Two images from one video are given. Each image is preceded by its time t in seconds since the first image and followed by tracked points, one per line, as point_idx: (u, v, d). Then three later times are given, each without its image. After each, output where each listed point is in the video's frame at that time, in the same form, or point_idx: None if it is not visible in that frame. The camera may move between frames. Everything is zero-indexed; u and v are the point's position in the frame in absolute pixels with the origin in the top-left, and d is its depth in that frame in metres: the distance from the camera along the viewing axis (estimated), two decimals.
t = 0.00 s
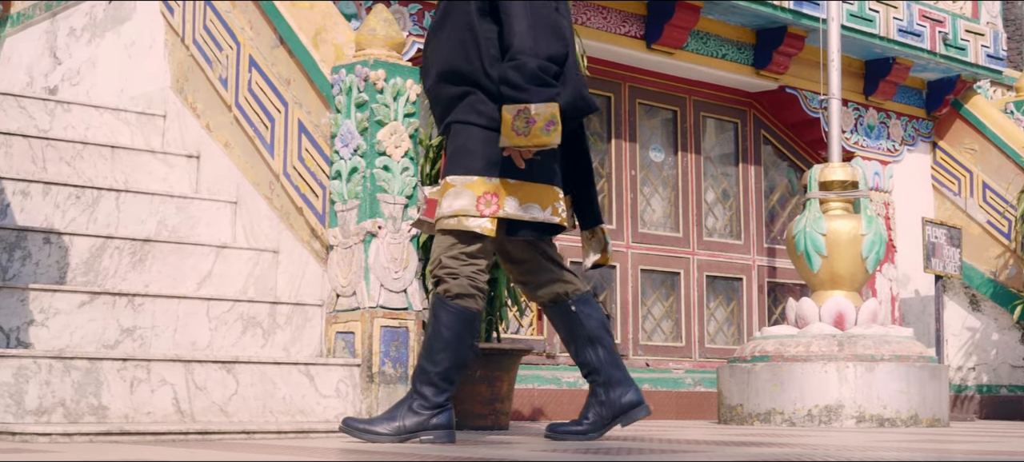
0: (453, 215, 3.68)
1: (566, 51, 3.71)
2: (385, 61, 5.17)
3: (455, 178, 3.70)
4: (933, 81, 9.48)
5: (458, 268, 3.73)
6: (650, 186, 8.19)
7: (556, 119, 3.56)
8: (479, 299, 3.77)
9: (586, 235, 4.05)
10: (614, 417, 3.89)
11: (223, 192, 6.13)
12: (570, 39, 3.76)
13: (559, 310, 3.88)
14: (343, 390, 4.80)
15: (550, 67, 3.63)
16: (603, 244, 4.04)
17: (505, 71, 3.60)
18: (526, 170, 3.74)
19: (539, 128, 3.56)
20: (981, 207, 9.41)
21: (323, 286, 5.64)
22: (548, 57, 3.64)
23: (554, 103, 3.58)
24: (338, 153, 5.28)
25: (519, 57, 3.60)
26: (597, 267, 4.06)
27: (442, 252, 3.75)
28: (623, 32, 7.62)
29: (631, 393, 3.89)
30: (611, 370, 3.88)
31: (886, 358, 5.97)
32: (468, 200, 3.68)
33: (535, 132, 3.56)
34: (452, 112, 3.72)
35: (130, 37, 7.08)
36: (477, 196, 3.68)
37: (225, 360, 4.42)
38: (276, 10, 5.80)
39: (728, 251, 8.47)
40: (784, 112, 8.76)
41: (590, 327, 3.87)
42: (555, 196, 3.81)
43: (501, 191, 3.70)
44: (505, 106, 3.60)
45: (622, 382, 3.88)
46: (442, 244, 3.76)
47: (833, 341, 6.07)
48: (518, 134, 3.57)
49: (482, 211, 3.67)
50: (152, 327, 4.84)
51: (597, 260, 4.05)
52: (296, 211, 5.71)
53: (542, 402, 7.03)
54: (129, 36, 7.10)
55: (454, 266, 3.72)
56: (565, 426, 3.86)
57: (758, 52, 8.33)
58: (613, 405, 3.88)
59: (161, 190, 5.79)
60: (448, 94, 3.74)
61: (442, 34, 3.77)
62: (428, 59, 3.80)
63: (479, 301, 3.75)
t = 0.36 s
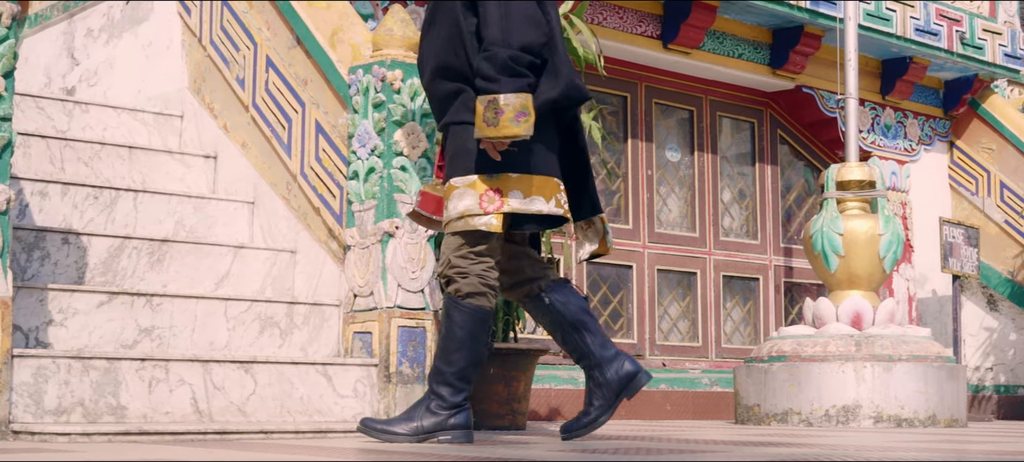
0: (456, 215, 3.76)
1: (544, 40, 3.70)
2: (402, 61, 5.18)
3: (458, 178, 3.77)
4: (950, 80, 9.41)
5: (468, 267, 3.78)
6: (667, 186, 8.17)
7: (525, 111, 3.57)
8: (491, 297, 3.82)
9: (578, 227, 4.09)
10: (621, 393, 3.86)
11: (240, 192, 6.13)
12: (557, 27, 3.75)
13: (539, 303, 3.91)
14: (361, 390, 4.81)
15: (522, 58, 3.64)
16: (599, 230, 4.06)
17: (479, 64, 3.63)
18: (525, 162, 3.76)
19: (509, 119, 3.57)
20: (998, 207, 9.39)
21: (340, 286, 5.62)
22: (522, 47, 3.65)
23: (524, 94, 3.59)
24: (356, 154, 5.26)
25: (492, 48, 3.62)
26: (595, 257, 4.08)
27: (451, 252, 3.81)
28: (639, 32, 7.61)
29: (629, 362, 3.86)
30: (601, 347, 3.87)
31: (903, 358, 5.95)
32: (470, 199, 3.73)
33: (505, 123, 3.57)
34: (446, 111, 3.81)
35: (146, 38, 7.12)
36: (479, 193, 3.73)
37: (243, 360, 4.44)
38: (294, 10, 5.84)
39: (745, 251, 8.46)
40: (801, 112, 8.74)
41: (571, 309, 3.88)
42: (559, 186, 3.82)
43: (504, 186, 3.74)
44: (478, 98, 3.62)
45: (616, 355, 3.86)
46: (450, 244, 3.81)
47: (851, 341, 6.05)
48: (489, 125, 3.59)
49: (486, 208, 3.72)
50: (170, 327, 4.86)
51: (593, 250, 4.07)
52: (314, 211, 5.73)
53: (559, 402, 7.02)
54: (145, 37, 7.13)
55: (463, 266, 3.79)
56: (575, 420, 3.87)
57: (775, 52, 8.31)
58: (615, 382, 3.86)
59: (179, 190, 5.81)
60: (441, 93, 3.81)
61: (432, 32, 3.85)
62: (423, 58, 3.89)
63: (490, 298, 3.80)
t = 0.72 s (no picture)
0: (459, 215, 3.86)
1: (519, 34, 3.74)
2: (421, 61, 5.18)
3: (459, 177, 3.89)
4: (970, 79, 9.36)
5: (474, 266, 3.86)
6: (684, 185, 8.15)
7: (486, 105, 3.65)
8: (500, 294, 3.90)
9: (573, 225, 4.36)
10: (604, 377, 4.06)
11: (259, 192, 6.13)
12: (544, 24, 3.88)
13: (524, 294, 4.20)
14: (379, 390, 4.81)
15: (491, 52, 3.69)
16: (593, 227, 4.32)
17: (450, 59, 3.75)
18: (522, 155, 3.85)
19: (469, 113, 3.65)
20: (1018, 207, 9.44)
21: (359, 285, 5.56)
22: (494, 41, 3.70)
23: (485, 88, 3.66)
24: (374, 153, 5.25)
25: (460, 43, 3.71)
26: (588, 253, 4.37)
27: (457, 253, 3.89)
28: (657, 31, 7.59)
29: (611, 347, 4.05)
30: (581, 335, 4.09)
31: (923, 358, 5.92)
32: (470, 198, 3.85)
33: (465, 117, 3.65)
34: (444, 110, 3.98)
35: (166, 38, 7.12)
36: (478, 191, 3.84)
37: (263, 358, 4.44)
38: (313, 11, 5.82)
39: (763, 250, 8.43)
40: (819, 111, 8.71)
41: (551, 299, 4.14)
42: (561, 179, 3.88)
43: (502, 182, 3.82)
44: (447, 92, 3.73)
45: (596, 342, 4.07)
46: (456, 245, 3.89)
47: (870, 341, 6.03)
48: (451, 118, 3.69)
49: (485, 206, 3.82)
50: (189, 326, 4.87)
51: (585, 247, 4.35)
52: (332, 211, 5.73)
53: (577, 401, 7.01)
54: (164, 36, 7.13)
55: (470, 265, 3.86)
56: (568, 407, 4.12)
57: (793, 51, 8.28)
58: (597, 368, 4.06)
59: (198, 190, 5.82)
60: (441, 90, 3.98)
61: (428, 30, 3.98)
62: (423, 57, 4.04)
63: (500, 294, 3.88)
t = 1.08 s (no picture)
0: (465, 215, 3.88)
1: (495, 31, 3.74)
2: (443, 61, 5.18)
3: (463, 177, 3.91)
4: (990, 78, 9.30)
5: (483, 266, 3.89)
6: (704, 185, 8.13)
7: (443, 97, 3.73)
8: (512, 291, 3.93)
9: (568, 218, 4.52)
10: (567, 387, 4.34)
11: (279, 191, 6.14)
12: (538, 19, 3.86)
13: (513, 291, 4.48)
14: (400, 389, 4.80)
15: (459, 46, 3.73)
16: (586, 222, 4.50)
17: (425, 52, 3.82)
18: (523, 154, 3.84)
19: (427, 103, 3.74)
20: None
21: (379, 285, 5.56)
22: (464, 36, 3.73)
23: (446, 81, 3.74)
24: (394, 152, 5.25)
25: (433, 37, 3.77)
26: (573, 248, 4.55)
27: (465, 254, 3.91)
28: (676, 31, 7.58)
29: (580, 360, 4.32)
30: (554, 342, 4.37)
31: (944, 357, 5.89)
32: (473, 197, 3.86)
33: (424, 107, 3.75)
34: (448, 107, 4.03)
35: (186, 38, 7.14)
36: (480, 190, 3.85)
37: (284, 358, 4.45)
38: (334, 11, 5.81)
39: (783, 250, 8.39)
40: (839, 111, 8.69)
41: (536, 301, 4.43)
42: (566, 174, 3.90)
43: (503, 180, 3.83)
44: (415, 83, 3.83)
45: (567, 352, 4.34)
46: (464, 245, 3.91)
47: (891, 340, 6.00)
48: (411, 106, 3.79)
49: (486, 204, 3.83)
50: (210, 326, 4.88)
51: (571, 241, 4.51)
52: (351, 211, 5.73)
53: (597, 401, 7.00)
54: (185, 37, 7.15)
55: (480, 265, 3.88)
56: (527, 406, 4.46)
57: (813, 50, 8.25)
58: (563, 376, 4.34)
59: (219, 190, 5.83)
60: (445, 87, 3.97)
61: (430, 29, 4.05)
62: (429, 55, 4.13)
63: (511, 291, 3.90)
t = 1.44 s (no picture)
0: (471, 215, 3.87)
1: (473, 26, 3.73)
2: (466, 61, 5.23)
3: (467, 176, 3.91)
4: (1012, 76, 9.24)
5: (495, 266, 3.86)
6: (724, 184, 8.10)
7: (409, 89, 3.71)
8: (525, 289, 3.90)
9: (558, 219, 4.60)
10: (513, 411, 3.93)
11: (299, 192, 6.14)
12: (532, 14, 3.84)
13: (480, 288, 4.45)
14: (421, 389, 4.78)
15: (434, 42, 3.71)
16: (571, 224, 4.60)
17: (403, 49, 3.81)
18: (525, 152, 3.83)
19: (394, 93, 3.74)
20: None
21: (400, 285, 5.59)
22: (440, 32, 3.71)
23: (415, 74, 3.72)
24: (414, 154, 5.20)
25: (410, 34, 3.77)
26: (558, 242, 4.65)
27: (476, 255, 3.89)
28: (696, 30, 7.55)
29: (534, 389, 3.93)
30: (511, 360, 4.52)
31: (966, 357, 5.85)
32: (479, 197, 3.86)
33: (391, 96, 3.74)
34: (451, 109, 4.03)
35: (207, 39, 7.15)
36: (485, 189, 3.85)
37: (305, 358, 4.45)
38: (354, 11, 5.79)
39: (803, 249, 8.36)
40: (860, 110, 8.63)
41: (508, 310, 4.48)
42: (569, 171, 3.85)
43: (505, 179, 3.81)
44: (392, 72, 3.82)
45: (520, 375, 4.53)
46: (474, 246, 3.89)
47: (912, 340, 5.96)
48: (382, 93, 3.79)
49: (490, 204, 3.82)
50: (232, 325, 4.89)
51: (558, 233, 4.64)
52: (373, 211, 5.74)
53: (618, 401, 7.00)
54: (205, 38, 7.17)
55: (492, 265, 3.86)
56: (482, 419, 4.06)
57: (834, 49, 8.21)
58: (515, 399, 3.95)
59: (240, 190, 5.84)
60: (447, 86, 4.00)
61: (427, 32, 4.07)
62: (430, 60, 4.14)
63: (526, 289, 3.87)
